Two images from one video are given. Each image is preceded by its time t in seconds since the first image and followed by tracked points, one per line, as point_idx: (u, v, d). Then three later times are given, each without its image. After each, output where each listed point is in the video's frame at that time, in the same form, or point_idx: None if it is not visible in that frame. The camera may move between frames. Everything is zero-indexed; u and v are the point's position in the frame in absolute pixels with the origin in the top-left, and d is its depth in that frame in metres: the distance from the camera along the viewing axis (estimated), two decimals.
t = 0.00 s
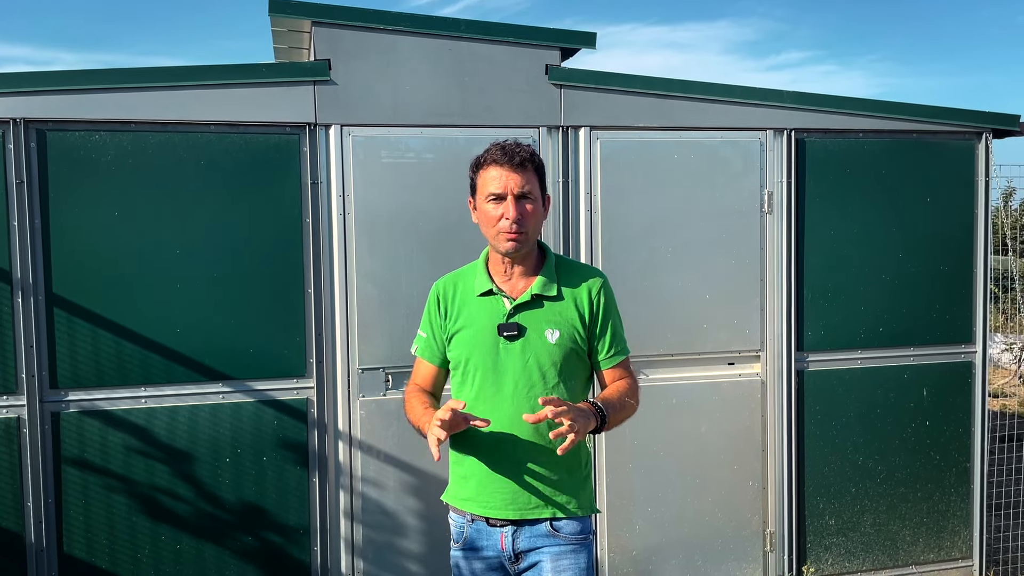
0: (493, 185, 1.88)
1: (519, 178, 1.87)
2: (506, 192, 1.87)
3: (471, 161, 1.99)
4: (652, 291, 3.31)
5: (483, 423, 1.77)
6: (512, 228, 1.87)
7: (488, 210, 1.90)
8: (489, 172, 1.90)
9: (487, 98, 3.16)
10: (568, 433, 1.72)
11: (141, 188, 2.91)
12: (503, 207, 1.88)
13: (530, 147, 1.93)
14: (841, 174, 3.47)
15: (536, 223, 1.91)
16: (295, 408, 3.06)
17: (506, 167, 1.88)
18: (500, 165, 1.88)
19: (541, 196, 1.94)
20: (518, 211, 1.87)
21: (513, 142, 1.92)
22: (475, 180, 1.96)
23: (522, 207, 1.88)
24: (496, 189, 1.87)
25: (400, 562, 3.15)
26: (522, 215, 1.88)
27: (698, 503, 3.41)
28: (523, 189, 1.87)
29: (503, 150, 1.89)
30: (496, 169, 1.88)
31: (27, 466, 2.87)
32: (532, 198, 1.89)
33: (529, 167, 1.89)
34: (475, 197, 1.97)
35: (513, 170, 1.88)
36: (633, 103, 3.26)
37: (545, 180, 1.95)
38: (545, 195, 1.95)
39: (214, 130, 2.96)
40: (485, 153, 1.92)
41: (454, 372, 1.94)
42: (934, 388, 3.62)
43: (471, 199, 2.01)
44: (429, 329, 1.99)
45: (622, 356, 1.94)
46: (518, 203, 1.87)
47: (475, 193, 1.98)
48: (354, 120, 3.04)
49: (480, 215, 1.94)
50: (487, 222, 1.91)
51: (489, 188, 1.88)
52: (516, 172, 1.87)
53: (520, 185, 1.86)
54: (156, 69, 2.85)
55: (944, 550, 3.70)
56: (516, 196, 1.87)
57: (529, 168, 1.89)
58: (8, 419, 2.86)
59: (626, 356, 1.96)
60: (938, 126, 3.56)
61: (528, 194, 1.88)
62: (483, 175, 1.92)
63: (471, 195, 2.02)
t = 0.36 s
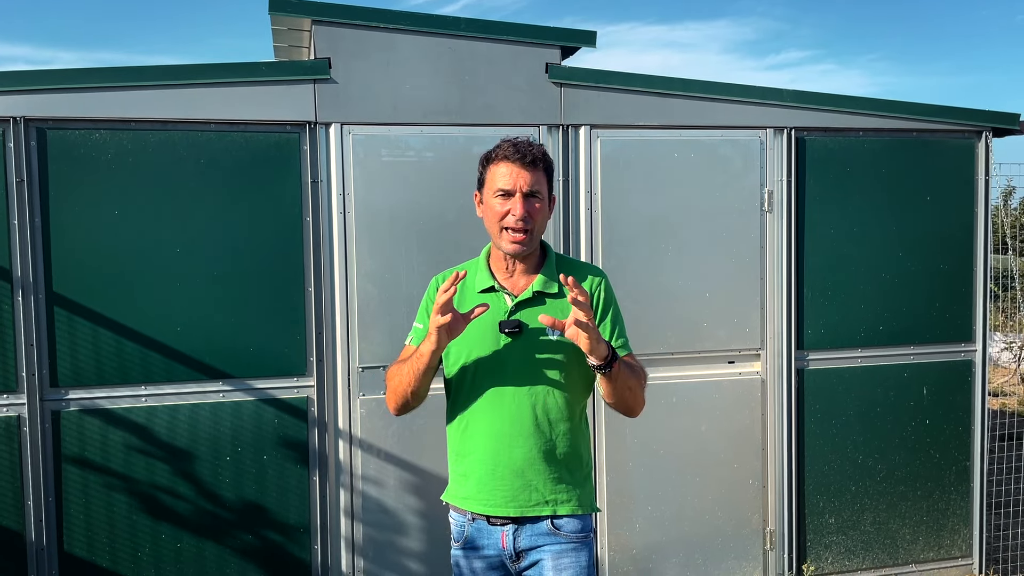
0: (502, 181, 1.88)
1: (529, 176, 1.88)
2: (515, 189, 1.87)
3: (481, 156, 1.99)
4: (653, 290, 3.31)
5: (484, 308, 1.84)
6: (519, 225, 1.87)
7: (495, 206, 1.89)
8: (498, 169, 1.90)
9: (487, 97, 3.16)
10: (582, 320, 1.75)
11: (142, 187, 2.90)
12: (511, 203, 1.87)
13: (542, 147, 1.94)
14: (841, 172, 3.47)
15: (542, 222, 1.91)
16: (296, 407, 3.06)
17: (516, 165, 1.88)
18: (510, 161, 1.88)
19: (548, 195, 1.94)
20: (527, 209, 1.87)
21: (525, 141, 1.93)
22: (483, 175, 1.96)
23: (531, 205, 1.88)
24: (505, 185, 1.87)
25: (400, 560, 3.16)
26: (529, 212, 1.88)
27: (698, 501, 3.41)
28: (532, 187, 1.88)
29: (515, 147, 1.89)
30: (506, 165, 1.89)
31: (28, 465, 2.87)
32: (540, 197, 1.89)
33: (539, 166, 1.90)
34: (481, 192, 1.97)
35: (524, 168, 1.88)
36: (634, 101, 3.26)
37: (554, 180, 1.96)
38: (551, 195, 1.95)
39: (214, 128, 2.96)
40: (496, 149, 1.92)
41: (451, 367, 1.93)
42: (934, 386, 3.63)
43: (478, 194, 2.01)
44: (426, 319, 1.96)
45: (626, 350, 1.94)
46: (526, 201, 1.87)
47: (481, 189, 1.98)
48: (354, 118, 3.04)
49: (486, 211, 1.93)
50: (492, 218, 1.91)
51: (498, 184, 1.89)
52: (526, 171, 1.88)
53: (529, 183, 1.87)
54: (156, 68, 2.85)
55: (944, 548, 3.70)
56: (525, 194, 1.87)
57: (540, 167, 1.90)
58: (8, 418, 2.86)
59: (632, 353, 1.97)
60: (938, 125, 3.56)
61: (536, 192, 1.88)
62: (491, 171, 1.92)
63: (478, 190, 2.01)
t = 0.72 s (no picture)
0: (503, 181, 1.89)
1: (530, 176, 1.88)
2: (516, 189, 1.88)
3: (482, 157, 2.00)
4: (653, 290, 3.31)
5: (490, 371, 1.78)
6: (520, 226, 1.87)
7: (497, 207, 1.90)
8: (499, 169, 1.91)
9: (488, 96, 3.16)
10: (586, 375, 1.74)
11: (143, 186, 2.91)
12: (513, 204, 1.88)
13: (543, 147, 1.95)
14: (841, 172, 3.48)
15: (544, 222, 1.92)
16: (297, 406, 3.07)
17: (517, 164, 1.88)
18: (512, 161, 1.89)
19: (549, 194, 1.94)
20: (528, 209, 1.88)
21: (526, 141, 1.93)
22: (485, 176, 1.97)
23: (532, 206, 1.89)
24: (507, 186, 1.88)
25: (401, 559, 3.16)
26: (531, 213, 1.88)
27: (698, 499, 3.41)
28: (533, 188, 1.88)
29: (516, 147, 1.90)
30: (507, 166, 1.89)
31: (29, 464, 2.88)
32: (542, 198, 1.90)
33: (541, 166, 1.91)
34: (484, 194, 1.98)
35: (525, 168, 1.89)
36: (634, 101, 3.27)
37: (555, 180, 1.97)
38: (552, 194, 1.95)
39: (216, 128, 2.97)
40: (497, 150, 1.92)
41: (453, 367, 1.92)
42: (934, 385, 3.63)
43: (479, 194, 2.01)
44: (430, 324, 1.96)
45: (625, 355, 1.96)
46: (528, 201, 1.88)
47: (483, 189, 1.99)
48: (355, 118, 3.04)
49: (488, 211, 1.94)
50: (494, 218, 1.91)
51: (499, 185, 1.89)
52: (528, 171, 1.88)
53: (531, 183, 1.88)
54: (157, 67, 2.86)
55: (943, 547, 3.71)
56: (527, 194, 1.88)
57: (541, 167, 1.91)
58: (10, 417, 2.86)
59: (631, 357, 1.98)
60: (937, 125, 3.57)
61: (538, 192, 1.89)
62: (493, 171, 1.92)
63: (479, 190, 2.02)
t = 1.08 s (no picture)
0: (503, 182, 1.89)
1: (530, 177, 1.88)
2: (516, 190, 1.88)
3: (482, 157, 2.00)
4: (653, 289, 3.31)
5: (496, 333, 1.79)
6: (521, 227, 1.87)
7: (497, 208, 1.90)
8: (499, 170, 1.91)
9: (488, 95, 3.16)
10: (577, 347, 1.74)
11: (143, 185, 2.91)
12: (513, 205, 1.88)
13: (543, 146, 1.95)
14: (841, 171, 3.48)
15: (545, 223, 1.92)
16: (297, 405, 3.07)
17: (516, 165, 1.88)
18: (511, 163, 1.89)
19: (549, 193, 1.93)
20: (528, 211, 1.88)
21: (525, 141, 1.93)
22: (485, 177, 1.96)
23: (533, 206, 1.89)
24: (507, 187, 1.88)
25: (401, 558, 3.16)
26: (531, 214, 1.88)
27: (698, 498, 3.42)
28: (534, 188, 1.88)
29: (516, 148, 1.90)
30: (507, 167, 1.89)
31: (30, 463, 2.88)
32: (542, 198, 1.90)
33: (541, 167, 1.91)
34: (484, 194, 1.97)
35: (525, 168, 1.88)
36: (634, 100, 3.27)
37: (555, 180, 1.97)
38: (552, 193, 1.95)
39: (216, 127, 2.97)
40: (497, 150, 1.92)
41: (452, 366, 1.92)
42: (934, 384, 3.64)
43: (479, 194, 2.01)
44: (429, 320, 1.96)
45: (627, 353, 1.95)
46: (528, 202, 1.88)
47: (483, 190, 1.98)
48: (356, 117, 3.04)
49: (488, 213, 1.94)
50: (494, 219, 1.91)
51: (499, 186, 1.89)
52: (527, 172, 1.88)
53: (531, 184, 1.88)
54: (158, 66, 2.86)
55: (943, 546, 3.71)
56: (527, 195, 1.88)
57: (541, 167, 1.90)
58: (10, 416, 2.86)
59: (635, 355, 1.98)
60: (938, 124, 3.57)
61: (538, 193, 1.89)
62: (493, 172, 1.92)
63: (479, 191, 2.02)
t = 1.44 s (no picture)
0: (500, 180, 1.88)
1: (527, 174, 1.88)
2: (514, 188, 1.87)
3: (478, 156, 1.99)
4: (653, 288, 3.31)
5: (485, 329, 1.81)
6: (520, 224, 1.87)
7: (494, 206, 1.89)
8: (495, 168, 1.90)
9: (488, 94, 3.15)
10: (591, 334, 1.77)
11: (142, 184, 2.91)
12: (510, 202, 1.88)
13: (539, 144, 1.95)
14: (841, 170, 3.48)
15: (543, 219, 1.92)
16: (297, 404, 3.07)
17: (512, 163, 1.88)
18: (508, 160, 1.89)
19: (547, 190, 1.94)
20: (526, 208, 1.87)
21: (521, 138, 1.93)
22: (482, 175, 1.96)
23: (530, 203, 1.88)
24: (504, 185, 1.88)
25: (401, 558, 3.16)
26: (530, 211, 1.88)
27: (697, 497, 3.41)
28: (531, 186, 1.88)
29: (512, 145, 1.90)
30: (504, 165, 1.89)
31: (29, 462, 2.88)
32: (540, 195, 1.90)
33: (537, 164, 1.90)
34: (481, 193, 1.97)
35: (521, 166, 1.88)
36: (634, 99, 3.26)
37: (553, 177, 1.96)
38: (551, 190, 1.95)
39: (215, 126, 2.96)
40: (493, 148, 1.92)
41: (451, 367, 1.92)
42: (934, 383, 3.64)
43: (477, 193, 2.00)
44: (428, 320, 1.96)
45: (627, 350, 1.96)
46: (525, 200, 1.88)
47: (480, 189, 1.98)
48: (355, 115, 3.04)
49: (486, 210, 1.93)
50: (492, 217, 1.91)
51: (496, 184, 1.89)
52: (524, 169, 1.88)
53: (528, 182, 1.87)
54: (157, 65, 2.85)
55: (943, 545, 3.71)
56: (524, 192, 1.87)
57: (538, 164, 1.90)
58: (9, 415, 2.86)
59: (632, 351, 2.00)
60: (937, 123, 3.57)
61: (536, 190, 1.89)
62: (490, 170, 1.92)
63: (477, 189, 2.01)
